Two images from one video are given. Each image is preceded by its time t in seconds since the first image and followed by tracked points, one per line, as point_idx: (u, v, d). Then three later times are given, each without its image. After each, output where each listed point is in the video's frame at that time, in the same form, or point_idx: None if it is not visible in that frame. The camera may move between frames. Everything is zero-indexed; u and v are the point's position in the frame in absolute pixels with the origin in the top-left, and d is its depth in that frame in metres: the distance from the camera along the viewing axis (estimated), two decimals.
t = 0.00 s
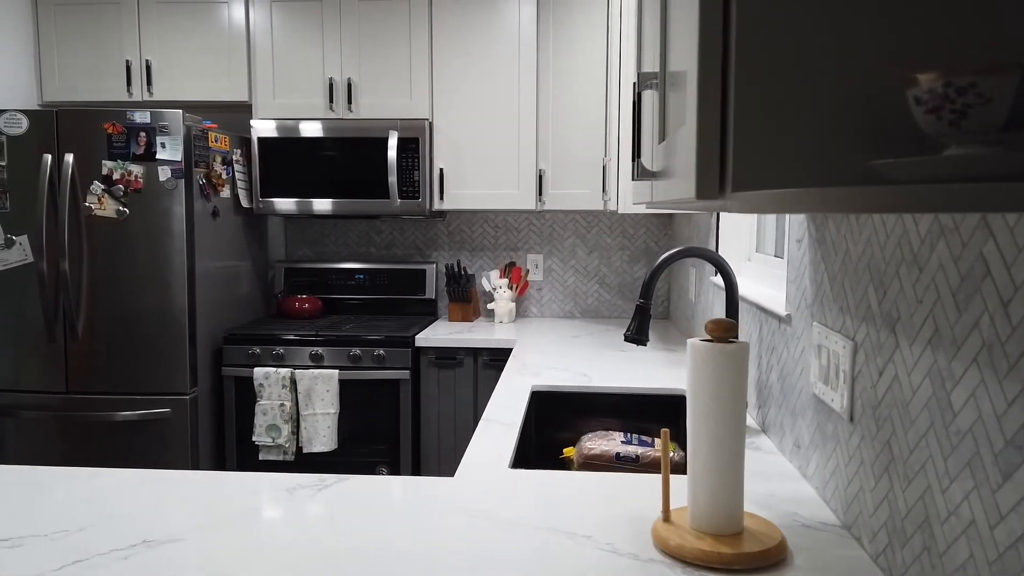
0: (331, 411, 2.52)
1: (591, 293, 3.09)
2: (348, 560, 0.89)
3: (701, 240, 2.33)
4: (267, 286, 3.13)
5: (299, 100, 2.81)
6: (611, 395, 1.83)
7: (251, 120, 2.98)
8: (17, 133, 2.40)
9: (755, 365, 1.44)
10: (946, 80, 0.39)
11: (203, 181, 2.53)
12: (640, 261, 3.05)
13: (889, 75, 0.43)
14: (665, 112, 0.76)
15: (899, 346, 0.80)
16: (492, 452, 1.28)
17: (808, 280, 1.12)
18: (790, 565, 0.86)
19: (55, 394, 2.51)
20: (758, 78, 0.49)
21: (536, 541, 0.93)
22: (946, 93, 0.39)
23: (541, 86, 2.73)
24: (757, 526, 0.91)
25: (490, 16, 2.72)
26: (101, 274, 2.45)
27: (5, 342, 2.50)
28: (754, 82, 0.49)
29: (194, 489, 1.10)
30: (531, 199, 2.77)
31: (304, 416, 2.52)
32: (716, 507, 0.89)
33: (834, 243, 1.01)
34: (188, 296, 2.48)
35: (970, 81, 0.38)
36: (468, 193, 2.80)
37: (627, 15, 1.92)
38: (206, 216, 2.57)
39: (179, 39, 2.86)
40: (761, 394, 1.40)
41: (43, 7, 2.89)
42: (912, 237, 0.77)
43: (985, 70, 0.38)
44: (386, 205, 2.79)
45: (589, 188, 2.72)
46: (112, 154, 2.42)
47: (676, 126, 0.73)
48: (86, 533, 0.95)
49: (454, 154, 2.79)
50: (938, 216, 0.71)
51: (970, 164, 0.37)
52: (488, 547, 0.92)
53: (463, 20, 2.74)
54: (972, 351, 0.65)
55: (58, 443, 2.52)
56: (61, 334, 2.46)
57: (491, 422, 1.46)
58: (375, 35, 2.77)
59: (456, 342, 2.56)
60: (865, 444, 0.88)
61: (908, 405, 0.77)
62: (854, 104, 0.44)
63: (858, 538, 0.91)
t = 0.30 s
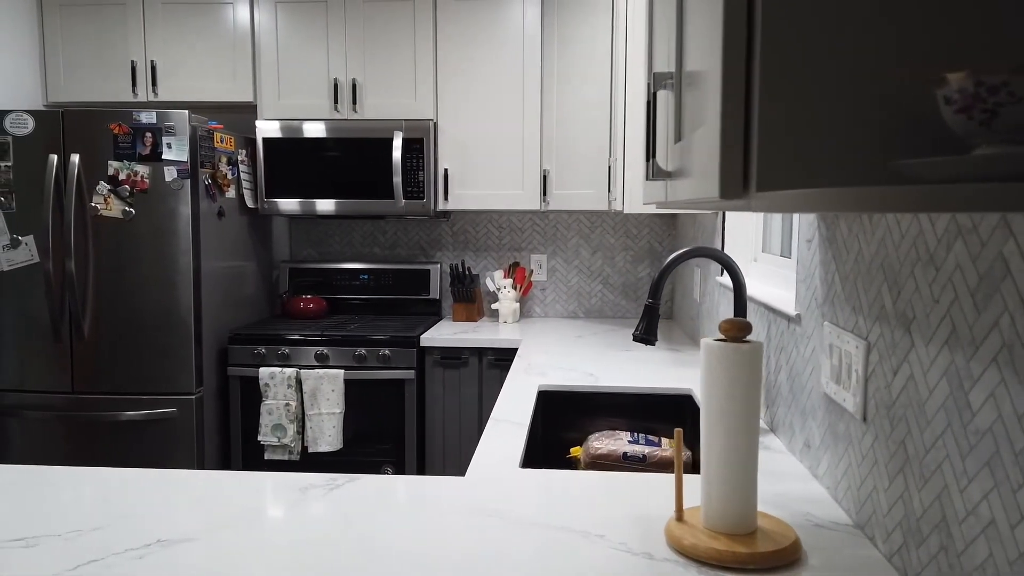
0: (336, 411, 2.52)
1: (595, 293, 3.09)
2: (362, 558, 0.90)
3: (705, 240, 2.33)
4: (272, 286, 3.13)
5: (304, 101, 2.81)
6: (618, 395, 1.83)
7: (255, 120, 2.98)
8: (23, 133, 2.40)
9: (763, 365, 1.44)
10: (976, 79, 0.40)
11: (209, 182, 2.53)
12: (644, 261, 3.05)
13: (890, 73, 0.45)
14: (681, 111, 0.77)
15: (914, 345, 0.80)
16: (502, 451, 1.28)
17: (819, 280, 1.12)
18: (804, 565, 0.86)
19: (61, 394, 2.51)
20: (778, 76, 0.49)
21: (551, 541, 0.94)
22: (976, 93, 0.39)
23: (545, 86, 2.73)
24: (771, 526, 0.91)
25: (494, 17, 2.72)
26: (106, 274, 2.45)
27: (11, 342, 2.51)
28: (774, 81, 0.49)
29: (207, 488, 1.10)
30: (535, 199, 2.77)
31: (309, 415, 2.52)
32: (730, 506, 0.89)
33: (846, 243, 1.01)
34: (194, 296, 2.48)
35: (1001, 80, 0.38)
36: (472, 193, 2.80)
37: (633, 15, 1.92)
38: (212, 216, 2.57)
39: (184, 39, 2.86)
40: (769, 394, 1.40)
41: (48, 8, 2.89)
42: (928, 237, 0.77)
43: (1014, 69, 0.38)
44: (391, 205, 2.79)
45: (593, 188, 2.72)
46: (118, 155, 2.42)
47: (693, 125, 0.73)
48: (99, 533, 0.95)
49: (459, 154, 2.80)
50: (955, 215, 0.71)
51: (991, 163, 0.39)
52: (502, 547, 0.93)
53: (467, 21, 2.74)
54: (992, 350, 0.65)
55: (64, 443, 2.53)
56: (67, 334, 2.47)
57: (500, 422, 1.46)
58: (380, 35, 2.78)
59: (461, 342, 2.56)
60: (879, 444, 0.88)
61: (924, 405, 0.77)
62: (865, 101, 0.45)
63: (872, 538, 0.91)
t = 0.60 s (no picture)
0: (342, 411, 2.51)
1: (600, 293, 3.09)
2: (377, 559, 0.89)
3: (711, 239, 2.32)
4: (276, 286, 3.12)
5: (308, 100, 2.81)
6: (626, 395, 1.82)
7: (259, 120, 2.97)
8: (27, 133, 2.40)
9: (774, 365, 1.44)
10: (1014, 77, 0.39)
11: (213, 181, 2.53)
12: (648, 260, 3.04)
13: (896, 73, 0.46)
14: (700, 110, 0.76)
15: (934, 345, 0.79)
16: (513, 451, 1.28)
17: (833, 280, 1.12)
18: (823, 566, 0.86)
19: (65, 394, 2.50)
20: (808, 75, 0.49)
21: (568, 542, 0.93)
22: (1014, 90, 0.39)
23: (550, 85, 2.73)
24: (788, 526, 0.91)
25: (499, 16, 2.72)
26: (111, 274, 2.45)
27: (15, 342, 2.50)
28: (804, 81, 0.49)
29: (219, 488, 1.10)
30: (540, 199, 2.76)
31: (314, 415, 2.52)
32: (748, 507, 0.88)
33: (862, 243, 1.01)
34: (198, 296, 2.48)
35: None
36: (477, 193, 2.80)
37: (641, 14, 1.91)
38: (217, 216, 2.56)
39: (187, 39, 2.86)
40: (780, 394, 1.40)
41: (52, 7, 2.89)
42: (949, 237, 0.77)
43: None
44: (395, 205, 2.78)
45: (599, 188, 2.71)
46: (122, 154, 2.42)
47: (713, 123, 0.72)
48: (113, 534, 0.95)
49: (463, 153, 2.79)
50: (979, 214, 0.71)
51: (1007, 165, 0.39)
52: (518, 547, 0.92)
53: (473, 22, 2.74)
54: (1017, 350, 0.64)
55: (69, 444, 2.52)
56: (72, 334, 2.46)
57: (509, 423, 1.46)
58: (384, 35, 2.77)
59: (466, 342, 2.56)
60: (897, 444, 0.88)
61: (945, 404, 0.77)
62: (874, 101, 0.47)
63: (889, 538, 0.91)
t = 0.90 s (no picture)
0: (347, 411, 2.51)
1: (604, 292, 3.09)
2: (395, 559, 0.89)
3: (717, 239, 2.32)
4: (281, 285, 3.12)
5: (313, 100, 2.81)
6: (634, 395, 1.82)
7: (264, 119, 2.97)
8: (33, 132, 2.39)
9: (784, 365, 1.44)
10: None
11: (219, 181, 2.53)
12: (653, 260, 3.04)
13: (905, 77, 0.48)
14: (720, 109, 0.76)
15: (953, 344, 0.79)
16: (525, 451, 1.28)
17: (847, 279, 1.12)
18: (842, 565, 0.86)
19: (71, 395, 2.50)
20: (837, 76, 0.49)
21: (585, 542, 0.93)
22: None
23: (556, 85, 2.73)
24: (806, 526, 0.91)
25: (505, 16, 2.72)
26: (116, 274, 2.45)
27: (21, 342, 2.50)
28: (834, 82, 0.49)
29: (233, 488, 1.10)
30: (545, 199, 2.76)
31: (320, 415, 2.51)
32: (766, 505, 0.88)
33: (877, 242, 1.01)
34: (204, 296, 2.47)
35: None
36: (482, 192, 2.80)
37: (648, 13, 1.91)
38: (222, 216, 2.56)
39: (193, 38, 2.86)
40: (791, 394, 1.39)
41: (56, 7, 2.88)
42: (970, 235, 0.76)
43: None
44: (400, 204, 2.78)
45: (604, 187, 2.71)
46: (128, 154, 2.41)
47: (734, 122, 0.72)
48: (128, 534, 0.94)
49: (469, 153, 2.79)
50: (1001, 213, 0.70)
51: None
52: (536, 547, 0.92)
53: (478, 21, 2.73)
54: None
55: (74, 443, 2.52)
56: (77, 334, 2.46)
57: (520, 422, 1.45)
58: (389, 34, 2.77)
59: (472, 342, 2.55)
60: (915, 444, 0.88)
61: (965, 404, 0.77)
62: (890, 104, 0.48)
63: (906, 538, 0.90)
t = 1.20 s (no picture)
0: (354, 411, 2.51)
1: (610, 292, 3.09)
2: (414, 557, 0.89)
3: (724, 239, 2.32)
4: (286, 285, 3.12)
5: (319, 99, 2.81)
6: (643, 394, 1.82)
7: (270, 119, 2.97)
8: (39, 132, 2.39)
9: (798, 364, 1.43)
10: None
11: (226, 180, 2.52)
12: (659, 260, 3.05)
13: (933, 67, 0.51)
14: (742, 107, 0.76)
15: (976, 343, 0.79)
16: (538, 449, 1.28)
17: (862, 278, 1.12)
18: (862, 564, 0.86)
19: (77, 394, 2.50)
20: (868, 72, 0.49)
21: (604, 540, 0.93)
22: None
23: (563, 84, 2.73)
24: (825, 525, 0.90)
25: (511, 15, 2.72)
26: (123, 274, 2.44)
27: (27, 341, 2.50)
28: (865, 77, 0.49)
29: (249, 487, 1.10)
30: (551, 198, 2.76)
31: (327, 414, 2.51)
32: (786, 503, 0.88)
33: (895, 241, 1.00)
34: (211, 296, 2.47)
35: None
36: (488, 192, 2.80)
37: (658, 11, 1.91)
38: (229, 216, 2.56)
39: (199, 38, 2.86)
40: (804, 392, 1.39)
41: (62, 6, 2.88)
42: (992, 234, 0.76)
43: None
44: (407, 204, 2.78)
45: (611, 187, 2.71)
46: (135, 154, 2.41)
47: (757, 120, 0.72)
48: (147, 533, 0.94)
49: (475, 153, 2.79)
50: None
51: None
52: (554, 545, 0.92)
53: (485, 21, 2.73)
54: None
55: (81, 443, 2.52)
56: (84, 334, 2.46)
57: (531, 421, 1.46)
58: (396, 33, 2.77)
59: (479, 341, 2.55)
60: (935, 442, 0.88)
61: (988, 402, 0.77)
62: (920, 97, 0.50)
63: (926, 536, 0.90)
